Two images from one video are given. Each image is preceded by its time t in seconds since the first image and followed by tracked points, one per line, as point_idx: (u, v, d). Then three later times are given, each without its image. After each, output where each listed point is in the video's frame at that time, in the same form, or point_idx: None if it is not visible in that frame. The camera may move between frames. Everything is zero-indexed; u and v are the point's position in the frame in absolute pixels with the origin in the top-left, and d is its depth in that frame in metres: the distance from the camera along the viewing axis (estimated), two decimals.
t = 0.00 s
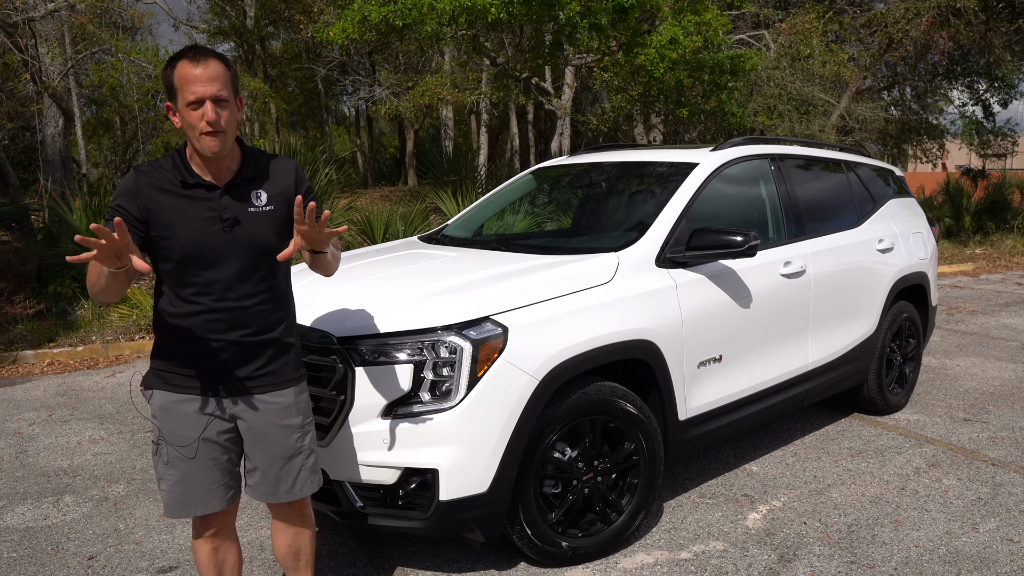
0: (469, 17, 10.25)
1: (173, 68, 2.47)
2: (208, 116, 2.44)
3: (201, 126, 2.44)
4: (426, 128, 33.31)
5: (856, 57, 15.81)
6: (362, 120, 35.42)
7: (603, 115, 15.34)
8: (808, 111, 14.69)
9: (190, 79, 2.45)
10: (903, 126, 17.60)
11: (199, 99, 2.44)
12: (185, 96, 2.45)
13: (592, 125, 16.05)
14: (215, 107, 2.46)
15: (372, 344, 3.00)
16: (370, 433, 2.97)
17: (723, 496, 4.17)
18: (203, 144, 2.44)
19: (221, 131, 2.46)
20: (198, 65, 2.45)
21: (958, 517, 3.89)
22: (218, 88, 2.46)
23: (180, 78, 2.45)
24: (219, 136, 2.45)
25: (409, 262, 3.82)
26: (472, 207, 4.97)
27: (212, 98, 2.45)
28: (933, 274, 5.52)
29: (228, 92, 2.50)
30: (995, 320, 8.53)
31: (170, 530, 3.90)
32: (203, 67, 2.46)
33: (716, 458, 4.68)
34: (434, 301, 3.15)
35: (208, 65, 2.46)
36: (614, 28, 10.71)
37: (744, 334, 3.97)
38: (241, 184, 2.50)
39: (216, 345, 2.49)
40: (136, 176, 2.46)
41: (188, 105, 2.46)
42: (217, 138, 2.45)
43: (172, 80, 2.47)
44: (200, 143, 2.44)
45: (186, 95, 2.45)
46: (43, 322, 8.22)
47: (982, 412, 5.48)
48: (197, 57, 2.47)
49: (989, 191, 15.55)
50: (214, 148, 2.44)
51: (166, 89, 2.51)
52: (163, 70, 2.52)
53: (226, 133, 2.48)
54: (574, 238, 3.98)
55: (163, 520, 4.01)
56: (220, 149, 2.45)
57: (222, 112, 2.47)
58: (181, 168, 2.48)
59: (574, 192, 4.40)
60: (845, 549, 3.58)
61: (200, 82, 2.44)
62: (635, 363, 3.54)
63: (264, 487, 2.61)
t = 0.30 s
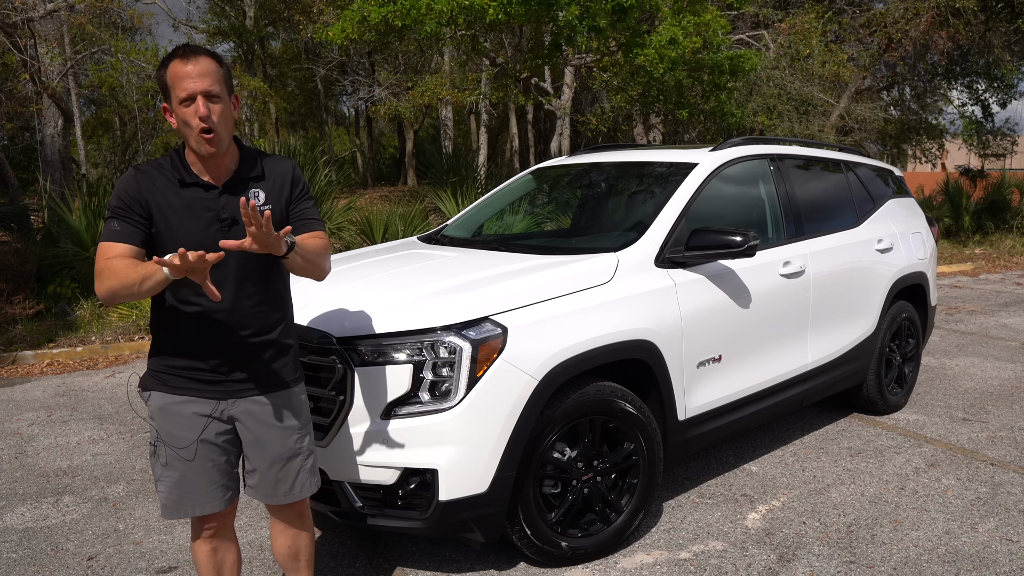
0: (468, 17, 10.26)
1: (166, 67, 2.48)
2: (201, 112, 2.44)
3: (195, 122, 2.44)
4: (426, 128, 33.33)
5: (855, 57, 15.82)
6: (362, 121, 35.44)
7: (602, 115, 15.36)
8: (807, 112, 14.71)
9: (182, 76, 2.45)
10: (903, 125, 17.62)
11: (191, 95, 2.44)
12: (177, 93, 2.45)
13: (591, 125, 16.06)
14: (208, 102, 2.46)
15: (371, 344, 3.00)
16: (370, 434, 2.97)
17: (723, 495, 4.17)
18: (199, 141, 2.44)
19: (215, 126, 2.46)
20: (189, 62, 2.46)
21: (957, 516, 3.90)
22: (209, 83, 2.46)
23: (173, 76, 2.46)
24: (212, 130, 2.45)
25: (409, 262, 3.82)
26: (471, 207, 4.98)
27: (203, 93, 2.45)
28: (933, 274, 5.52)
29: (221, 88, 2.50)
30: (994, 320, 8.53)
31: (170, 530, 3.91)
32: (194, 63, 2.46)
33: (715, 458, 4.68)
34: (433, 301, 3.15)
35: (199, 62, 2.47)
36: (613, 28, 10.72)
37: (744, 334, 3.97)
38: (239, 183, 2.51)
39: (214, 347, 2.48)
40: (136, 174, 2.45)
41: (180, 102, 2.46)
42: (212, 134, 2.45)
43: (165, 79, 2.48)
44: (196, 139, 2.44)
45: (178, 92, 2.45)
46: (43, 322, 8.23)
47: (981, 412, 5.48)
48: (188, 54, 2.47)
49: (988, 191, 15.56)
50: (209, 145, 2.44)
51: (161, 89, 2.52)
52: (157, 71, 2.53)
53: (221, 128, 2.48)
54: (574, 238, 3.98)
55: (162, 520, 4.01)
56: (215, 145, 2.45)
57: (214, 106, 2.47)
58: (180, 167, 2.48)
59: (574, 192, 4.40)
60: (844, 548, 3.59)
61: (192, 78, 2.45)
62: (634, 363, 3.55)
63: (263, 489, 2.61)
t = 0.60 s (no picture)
0: (467, 17, 10.26)
1: (154, 64, 2.49)
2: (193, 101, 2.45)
3: (188, 113, 2.44)
4: (426, 128, 33.34)
5: (855, 58, 15.81)
6: (361, 121, 35.44)
7: (602, 115, 15.36)
8: (806, 112, 14.72)
9: (172, 69, 2.47)
10: (902, 126, 17.61)
11: (181, 86, 2.45)
12: (168, 87, 2.46)
13: (590, 126, 16.06)
14: (198, 92, 2.47)
15: (370, 344, 3.01)
16: (370, 434, 2.97)
17: (722, 496, 4.17)
18: (193, 132, 2.44)
19: (208, 115, 2.46)
20: (176, 55, 2.47)
21: (956, 517, 3.90)
22: (199, 74, 2.48)
23: (162, 71, 2.47)
24: (206, 118, 2.45)
25: (408, 263, 3.82)
26: (470, 207, 4.98)
27: (194, 83, 2.46)
28: (932, 275, 5.52)
29: (211, 79, 2.51)
30: (994, 320, 8.53)
31: (169, 531, 3.91)
32: (181, 57, 2.48)
33: (714, 459, 4.68)
34: (432, 301, 3.15)
35: (186, 54, 2.48)
36: (613, 29, 10.71)
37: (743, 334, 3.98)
38: (235, 179, 2.53)
39: (212, 347, 2.49)
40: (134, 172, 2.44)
41: (172, 95, 2.47)
42: (206, 124, 2.46)
43: (154, 77, 2.50)
44: (190, 130, 2.44)
45: (168, 85, 2.46)
46: (43, 322, 8.22)
47: (980, 412, 5.48)
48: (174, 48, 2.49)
49: (987, 191, 15.56)
50: (205, 135, 2.45)
51: (151, 87, 2.53)
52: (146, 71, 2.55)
53: (214, 118, 2.49)
54: (573, 238, 3.99)
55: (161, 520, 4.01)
56: (211, 135, 2.46)
57: (206, 95, 2.47)
58: (176, 165, 2.49)
59: (574, 193, 4.41)
60: (843, 549, 3.59)
61: (181, 70, 2.46)
62: (633, 363, 3.55)
63: (261, 491, 2.61)
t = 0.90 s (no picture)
0: (467, 17, 10.25)
1: (165, 80, 2.46)
2: (207, 127, 2.44)
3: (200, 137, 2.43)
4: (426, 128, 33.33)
5: (855, 57, 15.80)
6: (360, 121, 35.43)
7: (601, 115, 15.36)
8: (806, 112, 14.73)
9: (186, 90, 2.44)
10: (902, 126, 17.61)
11: (197, 111, 2.43)
12: (181, 108, 2.44)
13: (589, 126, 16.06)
14: (212, 118, 2.46)
15: (369, 344, 3.00)
16: (370, 433, 2.97)
17: (722, 496, 4.17)
18: (203, 154, 2.43)
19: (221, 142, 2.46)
20: (192, 76, 2.44)
21: (956, 517, 3.90)
22: (215, 98, 2.46)
23: (175, 90, 2.44)
24: (219, 144, 2.45)
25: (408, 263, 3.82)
26: (470, 207, 4.98)
27: (210, 109, 2.44)
28: (932, 274, 5.52)
29: (224, 101, 2.49)
30: (993, 320, 8.53)
31: (169, 531, 3.90)
32: (198, 78, 2.45)
33: (714, 459, 4.68)
34: (432, 301, 3.15)
35: (204, 76, 2.46)
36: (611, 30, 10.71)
37: (742, 334, 3.97)
38: (239, 190, 2.52)
39: (209, 350, 2.48)
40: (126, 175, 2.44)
41: (184, 117, 2.45)
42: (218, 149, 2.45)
43: (165, 91, 2.46)
44: (201, 153, 2.43)
45: (182, 107, 2.44)
46: (42, 322, 8.21)
47: (980, 412, 5.48)
48: (190, 69, 2.46)
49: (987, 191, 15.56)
50: (215, 158, 2.44)
51: (158, 100, 2.50)
52: (154, 82, 2.51)
53: (225, 141, 2.48)
54: (573, 238, 3.99)
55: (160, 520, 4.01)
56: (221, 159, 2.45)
57: (220, 123, 2.47)
58: (176, 173, 2.47)
59: (573, 193, 4.41)
60: (843, 549, 3.58)
61: (197, 93, 2.44)
62: (633, 363, 3.55)
63: (260, 493, 2.61)
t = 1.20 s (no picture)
0: (466, 18, 10.26)
1: (158, 73, 2.47)
2: (199, 119, 2.44)
3: (192, 129, 2.44)
4: (425, 128, 33.35)
5: (854, 57, 15.79)
6: (359, 121, 35.44)
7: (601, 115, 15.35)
8: (805, 112, 14.76)
9: (178, 82, 2.45)
10: (901, 126, 17.65)
11: (189, 104, 2.44)
12: (174, 101, 2.45)
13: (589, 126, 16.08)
14: (205, 110, 2.46)
15: (368, 344, 3.00)
16: (370, 433, 2.97)
17: (721, 496, 4.17)
18: (196, 146, 2.43)
19: (213, 134, 2.47)
20: (184, 69, 2.45)
21: (955, 517, 3.90)
22: (207, 91, 2.47)
23: (168, 83, 2.45)
24: (212, 137, 2.45)
25: (408, 263, 3.82)
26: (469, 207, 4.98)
27: (202, 102, 2.45)
28: (932, 275, 5.53)
29: (217, 94, 2.50)
30: (993, 320, 8.54)
31: (168, 530, 3.91)
32: (190, 70, 2.46)
33: (713, 459, 4.68)
34: (430, 301, 3.15)
35: (196, 68, 2.47)
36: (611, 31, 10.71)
37: (742, 334, 3.98)
38: (234, 187, 2.52)
39: (204, 351, 2.47)
40: (122, 173, 2.44)
41: (177, 110, 2.46)
42: (209, 141, 2.45)
43: (158, 84, 2.47)
44: (193, 145, 2.43)
45: (174, 100, 2.45)
46: (42, 322, 8.21)
47: (979, 412, 5.48)
48: (182, 61, 2.46)
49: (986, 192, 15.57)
50: (207, 151, 2.44)
51: (152, 94, 2.51)
52: (147, 76, 2.52)
53: (217, 134, 2.48)
54: (572, 238, 3.99)
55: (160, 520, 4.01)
56: (213, 152, 2.45)
57: (212, 115, 2.48)
58: (170, 168, 2.46)
59: (573, 192, 4.42)
60: (842, 549, 3.58)
61: (189, 85, 2.45)
62: (632, 363, 3.55)
63: (257, 494, 2.62)
